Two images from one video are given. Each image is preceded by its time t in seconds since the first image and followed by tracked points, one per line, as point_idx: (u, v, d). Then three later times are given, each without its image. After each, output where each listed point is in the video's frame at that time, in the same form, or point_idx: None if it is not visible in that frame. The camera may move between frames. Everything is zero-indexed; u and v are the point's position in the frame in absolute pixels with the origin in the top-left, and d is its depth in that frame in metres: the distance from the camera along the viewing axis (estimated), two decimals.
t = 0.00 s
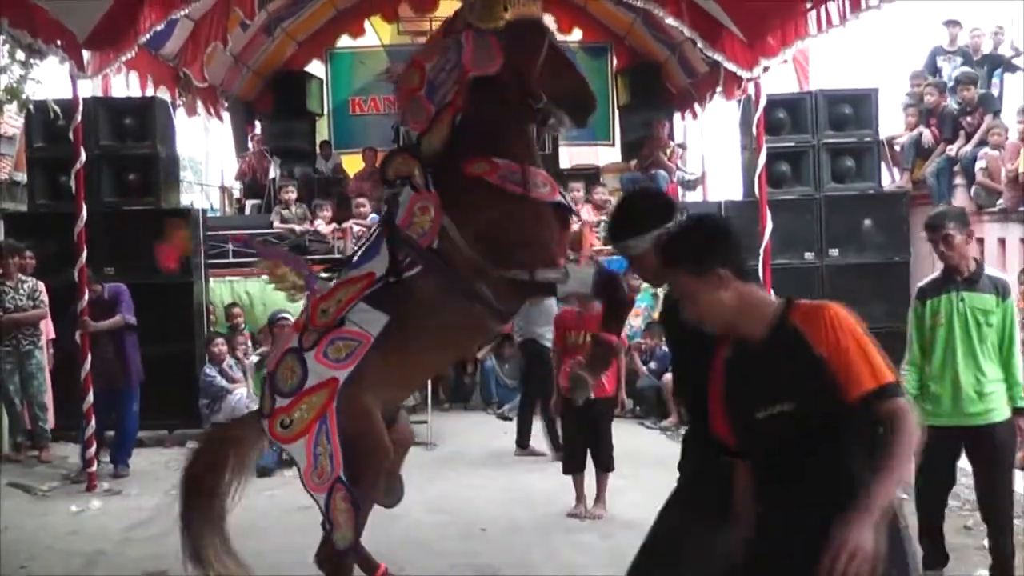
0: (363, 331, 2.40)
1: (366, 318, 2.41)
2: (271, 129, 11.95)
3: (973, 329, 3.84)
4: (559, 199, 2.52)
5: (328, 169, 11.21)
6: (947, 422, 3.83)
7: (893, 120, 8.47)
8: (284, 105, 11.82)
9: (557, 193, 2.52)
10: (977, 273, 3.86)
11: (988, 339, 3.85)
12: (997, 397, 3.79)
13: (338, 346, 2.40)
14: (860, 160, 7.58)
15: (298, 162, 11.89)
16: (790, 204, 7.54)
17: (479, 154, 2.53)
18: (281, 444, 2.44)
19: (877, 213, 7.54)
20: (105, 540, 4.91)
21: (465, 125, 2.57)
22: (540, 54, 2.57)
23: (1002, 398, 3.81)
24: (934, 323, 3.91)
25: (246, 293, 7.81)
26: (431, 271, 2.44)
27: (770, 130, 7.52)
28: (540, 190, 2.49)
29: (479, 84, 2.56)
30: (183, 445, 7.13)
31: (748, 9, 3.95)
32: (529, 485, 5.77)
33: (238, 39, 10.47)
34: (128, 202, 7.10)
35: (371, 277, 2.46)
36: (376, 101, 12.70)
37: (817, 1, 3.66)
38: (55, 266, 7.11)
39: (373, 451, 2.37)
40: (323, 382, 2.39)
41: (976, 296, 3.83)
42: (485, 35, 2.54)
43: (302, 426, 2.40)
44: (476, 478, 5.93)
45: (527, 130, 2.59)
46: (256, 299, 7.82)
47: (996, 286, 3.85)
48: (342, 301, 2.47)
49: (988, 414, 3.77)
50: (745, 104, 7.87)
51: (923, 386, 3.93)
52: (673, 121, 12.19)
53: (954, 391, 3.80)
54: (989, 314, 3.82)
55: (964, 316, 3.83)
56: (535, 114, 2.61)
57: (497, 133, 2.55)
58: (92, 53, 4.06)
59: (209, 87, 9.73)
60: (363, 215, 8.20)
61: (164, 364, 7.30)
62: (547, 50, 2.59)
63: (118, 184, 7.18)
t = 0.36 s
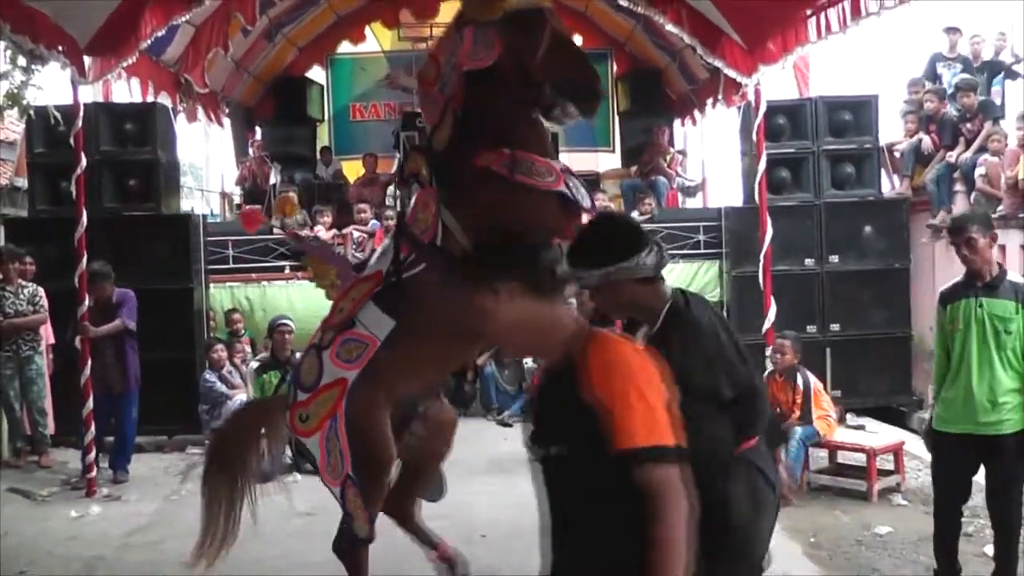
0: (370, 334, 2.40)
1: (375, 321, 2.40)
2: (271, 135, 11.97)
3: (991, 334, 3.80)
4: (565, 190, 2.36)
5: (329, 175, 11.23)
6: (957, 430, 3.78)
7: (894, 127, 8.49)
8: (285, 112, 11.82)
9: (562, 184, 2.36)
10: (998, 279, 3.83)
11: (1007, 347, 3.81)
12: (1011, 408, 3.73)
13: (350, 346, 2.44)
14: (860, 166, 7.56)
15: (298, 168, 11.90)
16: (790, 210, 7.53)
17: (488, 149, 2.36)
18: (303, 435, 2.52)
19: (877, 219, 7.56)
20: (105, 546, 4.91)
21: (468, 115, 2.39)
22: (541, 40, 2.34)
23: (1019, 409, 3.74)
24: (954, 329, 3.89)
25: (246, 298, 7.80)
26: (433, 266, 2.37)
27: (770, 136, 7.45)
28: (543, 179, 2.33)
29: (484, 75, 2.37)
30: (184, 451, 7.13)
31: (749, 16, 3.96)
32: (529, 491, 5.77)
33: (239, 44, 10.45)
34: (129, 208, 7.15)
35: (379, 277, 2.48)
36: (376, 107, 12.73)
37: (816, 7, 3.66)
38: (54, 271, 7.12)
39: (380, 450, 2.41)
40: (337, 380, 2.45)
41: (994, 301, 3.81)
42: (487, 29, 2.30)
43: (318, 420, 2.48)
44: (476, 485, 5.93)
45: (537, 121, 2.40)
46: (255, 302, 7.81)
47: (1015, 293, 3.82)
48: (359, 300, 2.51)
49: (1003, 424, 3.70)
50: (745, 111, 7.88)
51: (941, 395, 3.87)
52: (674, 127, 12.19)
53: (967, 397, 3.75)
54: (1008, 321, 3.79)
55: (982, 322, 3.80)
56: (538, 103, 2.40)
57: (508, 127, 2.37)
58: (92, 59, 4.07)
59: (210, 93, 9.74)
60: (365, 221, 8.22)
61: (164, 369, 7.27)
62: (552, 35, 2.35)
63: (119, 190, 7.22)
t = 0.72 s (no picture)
0: (398, 369, 2.27)
1: (405, 356, 2.27)
2: (272, 151, 11.98)
3: (995, 352, 3.81)
4: (590, 247, 2.15)
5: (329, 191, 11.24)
6: (958, 448, 3.79)
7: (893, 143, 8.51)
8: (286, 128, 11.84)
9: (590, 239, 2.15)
10: (1005, 298, 3.82)
11: (1011, 366, 3.81)
12: (1011, 426, 3.73)
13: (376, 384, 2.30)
14: (860, 183, 7.57)
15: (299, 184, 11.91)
16: (790, 227, 7.54)
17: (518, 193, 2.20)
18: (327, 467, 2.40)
19: (876, 236, 7.57)
20: (104, 562, 4.91)
21: (507, 150, 2.23)
22: (575, 82, 2.15)
23: (1019, 428, 3.74)
24: (958, 345, 3.90)
25: (246, 315, 7.71)
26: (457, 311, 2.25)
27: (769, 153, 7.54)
28: (569, 234, 2.14)
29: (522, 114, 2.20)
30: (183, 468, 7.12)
31: (749, 33, 3.97)
32: (528, 508, 5.77)
33: (240, 61, 10.45)
34: (129, 224, 7.17)
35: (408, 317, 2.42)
36: (377, 123, 12.77)
37: (814, 25, 3.68)
38: (54, 287, 7.11)
39: (407, 479, 2.39)
40: (364, 417, 2.32)
41: (999, 319, 3.81)
42: (523, 67, 2.16)
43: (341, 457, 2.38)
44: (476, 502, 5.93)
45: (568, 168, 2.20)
46: (254, 320, 7.72)
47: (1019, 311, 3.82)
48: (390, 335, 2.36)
49: (1001, 443, 3.71)
50: (744, 127, 7.90)
51: (945, 413, 3.88)
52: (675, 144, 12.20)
53: (967, 415, 3.77)
54: (1009, 341, 3.79)
55: (984, 339, 3.82)
56: (575, 149, 2.20)
57: (538, 172, 2.19)
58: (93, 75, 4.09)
59: (211, 109, 9.75)
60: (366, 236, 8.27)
61: (163, 387, 7.26)
62: (591, 77, 2.16)
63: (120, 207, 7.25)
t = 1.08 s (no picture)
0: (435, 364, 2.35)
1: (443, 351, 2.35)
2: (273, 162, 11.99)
3: (1000, 364, 3.80)
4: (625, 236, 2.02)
5: (329, 201, 11.25)
6: (959, 459, 3.79)
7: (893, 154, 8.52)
8: (286, 139, 11.83)
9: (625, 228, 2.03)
10: (1010, 309, 3.82)
11: (1014, 377, 3.80)
12: (1016, 439, 3.72)
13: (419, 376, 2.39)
14: (859, 193, 7.58)
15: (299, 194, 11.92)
16: (791, 237, 7.53)
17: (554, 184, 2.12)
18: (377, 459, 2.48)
19: (876, 246, 7.57)
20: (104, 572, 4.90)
21: (535, 151, 2.17)
22: (607, 74, 2.09)
23: None
24: (962, 357, 3.89)
25: (247, 324, 7.66)
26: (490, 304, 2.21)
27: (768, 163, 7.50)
28: (604, 224, 2.03)
29: (553, 108, 2.14)
30: (184, 478, 7.12)
31: (749, 43, 3.98)
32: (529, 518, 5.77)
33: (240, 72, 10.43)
34: (129, 234, 7.18)
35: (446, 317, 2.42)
36: (377, 134, 12.79)
37: (814, 35, 3.69)
38: (54, 297, 7.12)
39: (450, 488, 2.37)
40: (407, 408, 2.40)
41: (1004, 332, 3.79)
42: (554, 61, 2.13)
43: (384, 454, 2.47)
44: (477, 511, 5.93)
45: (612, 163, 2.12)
46: (255, 329, 7.66)
47: None
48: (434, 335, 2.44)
49: (1004, 455, 3.70)
50: (745, 138, 7.91)
51: (947, 424, 3.87)
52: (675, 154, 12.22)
53: (970, 425, 3.77)
54: (1016, 353, 3.78)
55: (991, 351, 3.80)
56: (605, 143, 2.10)
57: (569, 162, 2.11)
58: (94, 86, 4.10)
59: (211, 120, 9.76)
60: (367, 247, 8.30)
61: (164, 398, 7.24)
62: (621, 67, 2.11)
63: (120, 217, 7.27)
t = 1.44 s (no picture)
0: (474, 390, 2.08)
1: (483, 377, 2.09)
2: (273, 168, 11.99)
3: (1003, 371, 3.79)
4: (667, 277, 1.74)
5: (329, 208, 11.26)
6: (963, 465, 3.78)
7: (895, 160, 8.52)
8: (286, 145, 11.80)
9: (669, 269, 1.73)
10: (1015, 316, 3.79)
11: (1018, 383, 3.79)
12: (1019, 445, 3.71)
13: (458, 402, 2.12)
14: (860, 200, 7.58)
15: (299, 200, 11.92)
16: (792, 243, 7.55)
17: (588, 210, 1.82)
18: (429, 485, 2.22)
19: (876, 252, 7.56)
20: None
21: (581, 169, 1.84)
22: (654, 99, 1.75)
23: None
24: (966, 363, 3.88)
25: (247, 330, 7.72)
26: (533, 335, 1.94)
27: (769, 169, 7.56)
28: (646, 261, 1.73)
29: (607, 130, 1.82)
30: (183, 484, 7.11)
31: (749, 50, 3.97)
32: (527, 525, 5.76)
33: (241, 79, 10.45)
34: (129, 240, 7.17)
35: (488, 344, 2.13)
36: (377, 140, 12.79)
37: (815, 41, 3.68)
38: (54, 304, 7.11)
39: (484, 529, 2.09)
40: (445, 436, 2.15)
41: (1009, 339, 3.78)
42: (602, 80, 1.79)
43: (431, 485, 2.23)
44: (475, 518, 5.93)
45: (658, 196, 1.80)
46: (256, 335, 7.72)
47: None
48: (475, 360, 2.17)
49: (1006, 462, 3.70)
50: (745, 144, 7.91)
51: (949, 429, 3.86)
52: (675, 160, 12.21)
53: (974, 431, 3.76)
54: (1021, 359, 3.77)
55: (995, 357, 3.79)
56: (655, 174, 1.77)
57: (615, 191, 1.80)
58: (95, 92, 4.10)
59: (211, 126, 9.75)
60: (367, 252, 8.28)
61: (165, 404, 7.23)
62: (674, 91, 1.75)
63: (120, 223, 7.27)
